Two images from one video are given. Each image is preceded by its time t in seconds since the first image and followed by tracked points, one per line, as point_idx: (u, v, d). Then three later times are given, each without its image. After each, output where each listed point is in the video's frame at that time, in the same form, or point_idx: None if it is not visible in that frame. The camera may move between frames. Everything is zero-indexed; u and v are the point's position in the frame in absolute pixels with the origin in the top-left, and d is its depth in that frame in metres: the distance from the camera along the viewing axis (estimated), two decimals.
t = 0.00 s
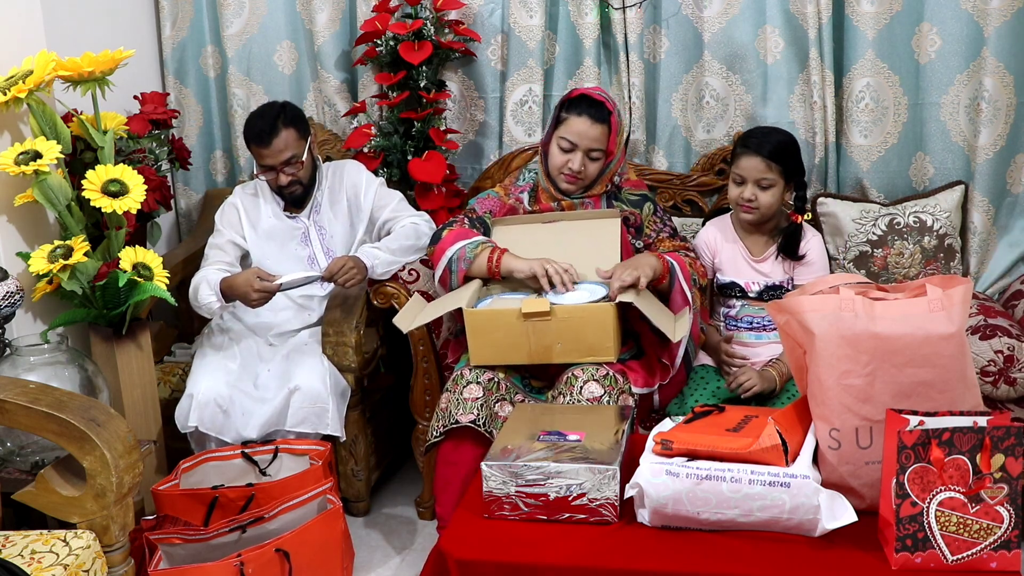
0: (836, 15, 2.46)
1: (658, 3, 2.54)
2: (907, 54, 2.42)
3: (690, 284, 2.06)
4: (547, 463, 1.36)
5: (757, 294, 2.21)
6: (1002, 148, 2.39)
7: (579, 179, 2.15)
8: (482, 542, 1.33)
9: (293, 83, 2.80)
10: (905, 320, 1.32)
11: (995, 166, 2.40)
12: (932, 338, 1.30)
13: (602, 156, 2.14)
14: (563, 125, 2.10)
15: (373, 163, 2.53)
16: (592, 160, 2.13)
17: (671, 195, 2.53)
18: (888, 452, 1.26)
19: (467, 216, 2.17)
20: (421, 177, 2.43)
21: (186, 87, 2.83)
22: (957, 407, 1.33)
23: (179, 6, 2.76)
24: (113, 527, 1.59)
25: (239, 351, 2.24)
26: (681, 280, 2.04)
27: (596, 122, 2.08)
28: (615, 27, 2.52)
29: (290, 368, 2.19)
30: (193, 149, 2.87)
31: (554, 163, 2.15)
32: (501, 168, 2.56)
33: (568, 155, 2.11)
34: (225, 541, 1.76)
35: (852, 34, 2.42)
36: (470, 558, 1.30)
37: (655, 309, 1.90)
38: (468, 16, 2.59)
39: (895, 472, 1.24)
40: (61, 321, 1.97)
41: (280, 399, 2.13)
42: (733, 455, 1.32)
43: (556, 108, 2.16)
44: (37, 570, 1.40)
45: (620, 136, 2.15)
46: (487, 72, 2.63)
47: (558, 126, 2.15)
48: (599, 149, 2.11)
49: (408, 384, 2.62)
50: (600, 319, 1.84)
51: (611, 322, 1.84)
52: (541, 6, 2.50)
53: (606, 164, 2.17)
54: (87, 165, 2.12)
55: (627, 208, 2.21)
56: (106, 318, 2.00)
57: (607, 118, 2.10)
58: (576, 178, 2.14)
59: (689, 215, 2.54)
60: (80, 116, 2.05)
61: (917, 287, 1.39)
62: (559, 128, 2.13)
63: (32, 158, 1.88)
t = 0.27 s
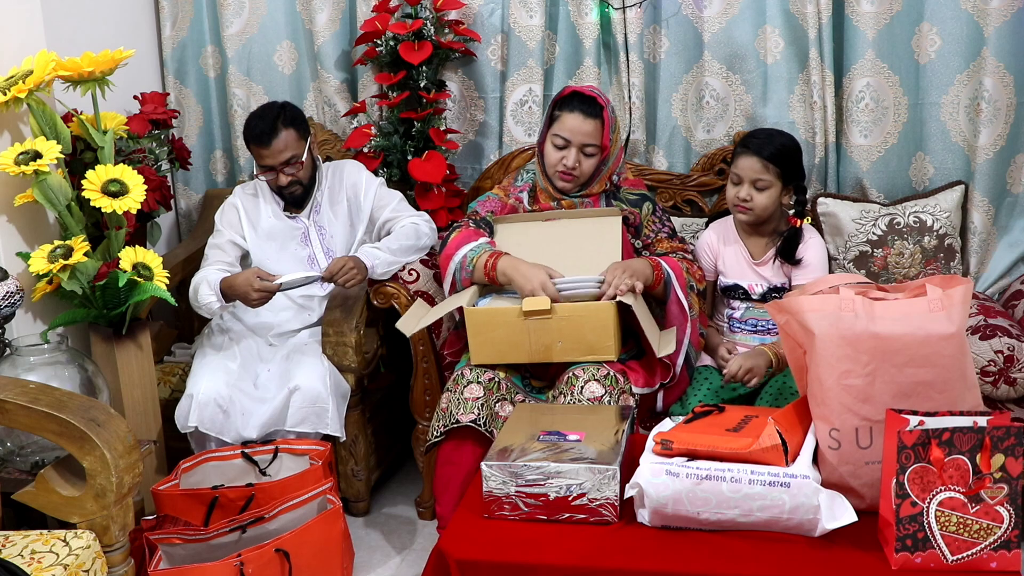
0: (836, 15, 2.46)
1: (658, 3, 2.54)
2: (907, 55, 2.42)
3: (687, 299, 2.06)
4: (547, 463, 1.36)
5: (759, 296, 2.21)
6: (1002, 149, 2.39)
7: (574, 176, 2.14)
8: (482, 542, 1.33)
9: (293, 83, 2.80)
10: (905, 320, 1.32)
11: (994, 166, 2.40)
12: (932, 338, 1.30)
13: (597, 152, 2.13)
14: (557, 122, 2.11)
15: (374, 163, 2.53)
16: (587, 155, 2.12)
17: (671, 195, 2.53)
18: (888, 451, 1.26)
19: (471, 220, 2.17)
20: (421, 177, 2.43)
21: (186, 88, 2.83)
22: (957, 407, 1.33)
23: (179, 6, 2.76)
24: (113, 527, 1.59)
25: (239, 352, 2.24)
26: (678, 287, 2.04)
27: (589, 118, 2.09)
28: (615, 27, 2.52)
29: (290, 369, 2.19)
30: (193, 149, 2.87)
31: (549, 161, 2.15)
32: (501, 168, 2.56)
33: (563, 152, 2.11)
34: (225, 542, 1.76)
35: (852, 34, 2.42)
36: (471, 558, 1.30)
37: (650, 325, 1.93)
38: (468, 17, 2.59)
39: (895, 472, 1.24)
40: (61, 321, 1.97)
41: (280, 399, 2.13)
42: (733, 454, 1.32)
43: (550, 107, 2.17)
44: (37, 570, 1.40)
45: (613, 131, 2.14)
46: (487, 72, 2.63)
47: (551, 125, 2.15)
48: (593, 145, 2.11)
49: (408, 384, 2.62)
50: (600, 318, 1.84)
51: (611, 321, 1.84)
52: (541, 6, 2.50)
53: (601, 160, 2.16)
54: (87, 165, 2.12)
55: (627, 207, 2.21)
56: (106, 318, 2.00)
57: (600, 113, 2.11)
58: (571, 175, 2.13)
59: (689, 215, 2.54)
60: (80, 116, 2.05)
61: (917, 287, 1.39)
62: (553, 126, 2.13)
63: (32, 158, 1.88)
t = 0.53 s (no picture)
0: (836, 15, 2.46)
1: (658, 3, 2.54)
2: (907, 55, 2.42)
3: (680, 269, 2.01)
4: (547, 463, 1.36)
5: (758, 284, 2.22)
6: (1002, 148, 2.39)
7: (576, 179, 2.13)
8: (482, 543, 1.33)
9: (293, 83, 2.80)
10: (905, 320, 1.32)
11: (995, 166, 2.40)
12: (932, 338, 1.30)
13: (597, 153, 2.12)
14: (556, 126, 2.11)
15: (374, 163, 2.53)
16: (587, 157, 2.11)
17: (671, 195, 2.53)
18: (888, 452, 1.26)
19: (453, 221, 2.24)
20: (421, 177, 2.43)
21: (186, 88, 2.83)
22: (957, 407, 1.33)
23: (179, 6, 2.76)
24: (113, 527, 1.58)
25: (239, 352, 2.24)
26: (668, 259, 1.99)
27: (585, 119, 2.09)
28: (615, 27, 2.52)
29: (290, 369, 2.19)
30: (193, 149, 2.87)
31: (549, 166, 2.15)
32: (501, 168, 2.56)
33: (563, 156, 2.11)
34: (225, 541, 1.76)
35: (852, 34, 2.42)
36: (470, 558, 1.30)
37: (656, 313, 1.89)
38: (468, 17, 2.59)
39: (895, 472, 1.24)
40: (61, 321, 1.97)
41: (280, 399, 2.13)
42: (733, 455, 1.32)
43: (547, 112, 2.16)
44: (37, 570, 1.40)
45: (610, 131, 2.12)
46: (487, 72, 2.63)
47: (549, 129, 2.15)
48: (591, 146, 2.10)
49: (408, 384, 2.62)
50: (599, 318, 1.84)
51: (611, 321, 1.84)
52: (541, 6, 2.50)
53: (601, 160, 2.15)
54: (87, 165, 2.12)
55: (639, 209, 2.22)
56: (106, 318, 2.00)
57: (596, 114, 2.10)
58: (574, 178, 2.13)
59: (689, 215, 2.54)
60: (80, 116, 2.05)
61: (917, 287, 1.39)
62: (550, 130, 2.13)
63: (32, 158, 1.88)
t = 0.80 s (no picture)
0: (836, 15, 2.46)
1: (658, 3, 2.54)
2: (907, 54, 2.42)
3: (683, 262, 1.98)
4: (547, 463, 1.36)
5: (757, 286, 2.24)
6: (1002, 148, 2.39)
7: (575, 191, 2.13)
8: (482, 542, 1.33)
9: (293, 83, 2.80)
10: (904, 320, 1.32)
11: (994, 166, 2.40)
12: (932, 338, 1.30)
13: (591, 162, 2.11)
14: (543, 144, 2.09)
15: (373, 163, 2.53)
16: (582, 169, 2.10)
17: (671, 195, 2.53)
18: (888, 451, 1.26)
19: (454, 216, 2.24)
20: (421, 177, 2.43)
21: (186, 88, 2.83)
22: (957, 406, 1.33)
23: (179, 6, 2.76)
24: (113, 527, 1.59)
25: (239, 352, 2.24)
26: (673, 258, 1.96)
27: (573, 133, 2.07)
28: (615, 27, 2.52)
29: (290, 369, 2.19)
30: (193, 149, 2.87)
31: (546, 181, 2.14)
32: (501, 168, 2.56)
33: (557, 172, 2.10)
34: (225, 541, 1.76)
35: (852, 34, 2.42)
36: (470, 558, 1.30)
37: (654, 312, 1.91)
38: (468, 17, 2.59)
39: (895, 472, 1.24)
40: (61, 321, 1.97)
41: (280, 399, 2.13)
42: (733, 455, 1.32)
43: (533, 127, 2.15)
44: (37, 570, 1.40)
45: (600, 137, 2.12)
46: (487, 72, 2.63)
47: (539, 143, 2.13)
48: (585, 157, 2.08)
49: (408, 384, 2.62)
50: (597, 319, 1.83)
51: (609, 322, 1.84)
52: (541, 6, 2.50)
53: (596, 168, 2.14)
54: (87, 165, 2.12)
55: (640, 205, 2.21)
56: (106, 318, 2.00)
57: (582, 125, 2.08)
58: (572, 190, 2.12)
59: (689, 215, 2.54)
60: (80, 116, 2.05)
61: (917, 287, 1.39)
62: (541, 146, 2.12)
63: (32, 158, 1.88)
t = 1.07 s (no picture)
0: (836, 15, 2.46)
1: (658, 3, 2.55)
2: (907, 54, 2.41)
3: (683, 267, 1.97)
4: (547, 463, 1.36)
5: (757, 288, 2.23)
6: (1002, 148, 2.39)
7: (577, 193, 2.13)
8: (482, 542, 1.33)
9: (293, 83, 2.80)
10: (904, 320, 1.32)
11: (995, 166, 2.40)
12: (932, 338, 1.30)
13: (594, 165, 2.11)
14: (547, 146, 2.09)
15: (373, 163, 2.53)
16: (585, 171, 2.10)
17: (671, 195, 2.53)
18: (888, 451, 1.26)
19: (456, 218, 2.24)
20: (421, 177, 2.43)
21: (186, 88, 2.83)
22: (957, 406, 1.33)
23: (179, 6, 2.76)
24: (113, 527, 1.59)
25: (240, 352, 2.24)
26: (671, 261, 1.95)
27: (577, 135, 2.07)
28: (615, 27, 2.52)
29: (290, 369, 2.19)
30: (193, 149, 2.87)
31: (548, 184, 2.14)
32: (500, 168, 2.56)
33: (560, 175, 2.10)
34: (225, 541, 1.76)
35: (852, 34, 2.42)
36: (470, 558, 1.30)
37: (654, 311, 1.91)
38: (468, 17, 2.59)
39: (895, 472, 1.24)
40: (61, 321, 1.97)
41: (281, 399, 2.13)
42: (733, 454, 1.32)
43: (537, 129, 2.15)
44: (37, 570, 1.40)
45: (604, 139, 2.13)
46: (487, 72, 2.63)
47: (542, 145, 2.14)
48: (588, 160, 2.09)
49: (408, 384, 2.62)
50: (598, 319, 1.83)
51: (610, 322, 1.84)
52: (541, 6, 2.50)
53: (599, 170, 2.15)
54: (87, 165, 2.12)
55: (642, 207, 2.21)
56: (106, 318, 2.00)
57: (586, 127, 2.08)
58: (575, 193, 2.13)
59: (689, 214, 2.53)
60: (80, 115, 2.05)
61: (917, 287, 1.39)
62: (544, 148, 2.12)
63: (32, 158, 1.88)
